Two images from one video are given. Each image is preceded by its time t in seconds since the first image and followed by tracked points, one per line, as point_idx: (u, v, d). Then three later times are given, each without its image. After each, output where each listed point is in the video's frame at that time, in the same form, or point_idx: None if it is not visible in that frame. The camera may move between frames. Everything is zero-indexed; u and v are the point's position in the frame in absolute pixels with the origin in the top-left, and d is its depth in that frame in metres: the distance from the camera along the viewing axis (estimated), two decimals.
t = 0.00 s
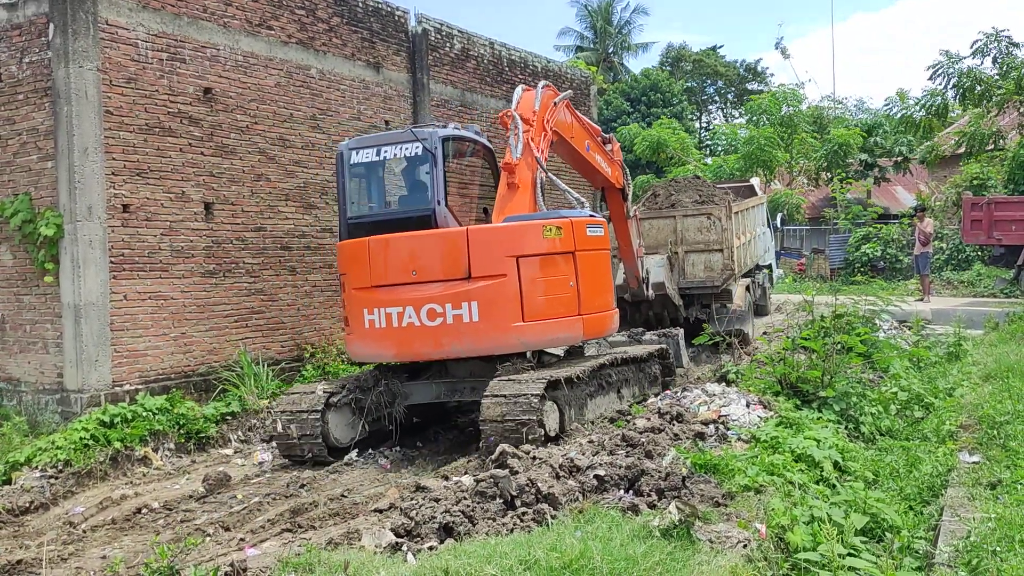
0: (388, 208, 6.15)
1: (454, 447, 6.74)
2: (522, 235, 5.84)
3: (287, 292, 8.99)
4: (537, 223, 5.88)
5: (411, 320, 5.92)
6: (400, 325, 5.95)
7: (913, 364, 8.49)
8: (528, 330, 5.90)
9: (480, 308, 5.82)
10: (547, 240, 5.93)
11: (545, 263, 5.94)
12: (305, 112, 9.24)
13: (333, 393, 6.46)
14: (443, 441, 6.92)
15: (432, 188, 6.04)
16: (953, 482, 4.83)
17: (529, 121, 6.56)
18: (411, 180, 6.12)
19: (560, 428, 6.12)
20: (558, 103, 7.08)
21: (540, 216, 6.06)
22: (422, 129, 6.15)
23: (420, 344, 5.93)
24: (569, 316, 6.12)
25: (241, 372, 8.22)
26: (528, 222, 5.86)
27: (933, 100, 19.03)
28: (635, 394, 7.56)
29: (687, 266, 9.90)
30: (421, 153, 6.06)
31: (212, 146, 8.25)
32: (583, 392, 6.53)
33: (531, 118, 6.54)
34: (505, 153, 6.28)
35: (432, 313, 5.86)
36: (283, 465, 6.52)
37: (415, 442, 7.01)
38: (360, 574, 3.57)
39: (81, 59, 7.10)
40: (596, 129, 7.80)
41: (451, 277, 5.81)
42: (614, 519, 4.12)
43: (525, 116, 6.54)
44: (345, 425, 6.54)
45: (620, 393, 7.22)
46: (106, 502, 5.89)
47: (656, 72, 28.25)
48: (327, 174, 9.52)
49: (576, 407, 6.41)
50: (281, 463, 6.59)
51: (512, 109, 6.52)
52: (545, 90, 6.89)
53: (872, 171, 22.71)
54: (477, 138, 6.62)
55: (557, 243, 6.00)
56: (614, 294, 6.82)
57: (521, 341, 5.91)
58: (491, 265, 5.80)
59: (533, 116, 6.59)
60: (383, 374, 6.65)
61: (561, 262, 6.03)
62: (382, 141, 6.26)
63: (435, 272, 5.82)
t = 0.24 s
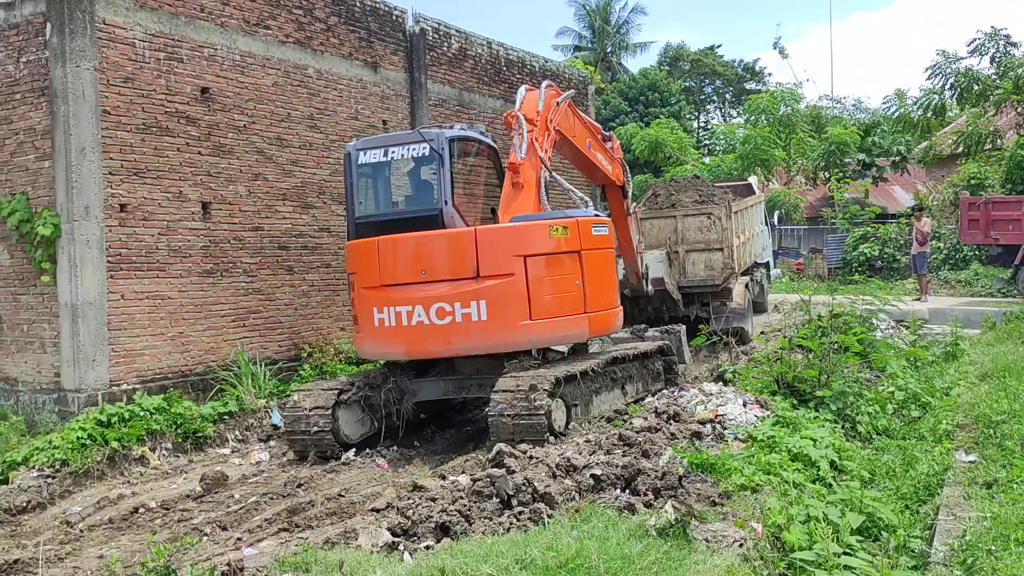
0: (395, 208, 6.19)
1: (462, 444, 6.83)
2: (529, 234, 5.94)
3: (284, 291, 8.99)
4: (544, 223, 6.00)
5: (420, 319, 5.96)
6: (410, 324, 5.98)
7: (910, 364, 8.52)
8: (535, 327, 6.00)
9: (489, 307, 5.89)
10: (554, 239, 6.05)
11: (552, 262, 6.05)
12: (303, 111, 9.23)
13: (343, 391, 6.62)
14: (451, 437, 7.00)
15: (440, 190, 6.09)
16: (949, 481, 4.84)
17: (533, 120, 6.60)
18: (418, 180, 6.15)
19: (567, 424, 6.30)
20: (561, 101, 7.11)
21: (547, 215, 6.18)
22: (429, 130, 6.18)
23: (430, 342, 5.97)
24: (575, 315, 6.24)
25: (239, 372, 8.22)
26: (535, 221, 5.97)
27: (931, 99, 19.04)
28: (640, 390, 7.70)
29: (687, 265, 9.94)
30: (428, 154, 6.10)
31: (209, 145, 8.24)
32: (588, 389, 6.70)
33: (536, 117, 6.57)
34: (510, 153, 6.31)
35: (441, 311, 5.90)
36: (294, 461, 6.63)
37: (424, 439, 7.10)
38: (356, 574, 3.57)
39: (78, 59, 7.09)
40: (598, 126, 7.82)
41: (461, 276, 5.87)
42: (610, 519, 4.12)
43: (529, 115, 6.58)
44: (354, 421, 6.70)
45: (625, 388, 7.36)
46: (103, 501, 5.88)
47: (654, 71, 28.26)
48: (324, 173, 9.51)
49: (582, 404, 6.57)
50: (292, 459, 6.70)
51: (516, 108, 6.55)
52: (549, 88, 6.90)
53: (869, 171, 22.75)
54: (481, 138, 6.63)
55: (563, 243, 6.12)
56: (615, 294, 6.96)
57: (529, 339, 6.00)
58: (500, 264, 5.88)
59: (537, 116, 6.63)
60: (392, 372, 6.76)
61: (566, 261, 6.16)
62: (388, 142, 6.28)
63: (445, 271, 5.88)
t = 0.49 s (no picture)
0: (402, 208, 6.24)
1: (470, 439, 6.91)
2: (536, 235, 6.04)
3: (279, 291, 8.98)
4: (550, 223, 6.09)
5: (429, 317, 6.07)
6: (419, 322, 6.10)
7: (905, 363, 8.55)
8: (542, 325, 6.13)
9: (497, 305, 6.01)
10: (561, 239, 6.15)
11: (558, 261, 6.16)
12: (297, 111, 9.22)
13: (353, 388, 6.64)
14: (458, 433, 7.09)
15: (447, 190, 6.14)
16: (943, 480, 4.86)
17: (536, 121, 6.72)
18: (425, 180, 6.20)
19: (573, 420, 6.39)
20: (563, 102, 7.22)
21: (553, 215, 6.28)
22: (436, 131, 6.23)
23: (439, 340, 6.10)
24: (580, 313, 6.36)
25: (234, 372, 8.21)
26: (541, 222, 6.07)
27: (926, 100, 19.08)
28: (643, 386, 7.79)
29: (685, 265, 9.99)
30: (436, 155, 6.15)
31: (204, 145, 8.22)
32: (593, 385, 6.78)
33: (538, 118, 6.69)
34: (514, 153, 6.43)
35: (450, 310, 6.03)
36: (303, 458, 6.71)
37: (431, 435, 7.18)
38: (350, 573, 3.57)
39: (72, 58, 7.08)
40: (598, 125, 7.92)
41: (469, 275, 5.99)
42: (604, 518, 4.13)
43: (532, 116, 6.70)
44: (363, 418, 6.74)
45: (628, 385, 7.45)
46: (97, 501, 5.87)
47: (650, 71, 28.29)
48: (319, 173, 9.49)
49: (587, 400, 6.66)
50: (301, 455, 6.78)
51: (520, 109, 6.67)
52: (552, 88, 7.01)
53: (864, 171, 22.81)
54: (486, 139, 6.66)
55: (569, 242, 6.22)
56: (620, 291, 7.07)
57: (536, 336, 6.13)
58: (508, 264, 5.99)
59: (540, 116, 6.75)
60: (399, 369, 6.82)
61: (572, 260, 6.26)
62: (395, 143, 6.32)
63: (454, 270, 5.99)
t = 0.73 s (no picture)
0: (397, 207, 6.35)
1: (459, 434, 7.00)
2: (530, 233, 6.11)
3: (260, 290, 8.93)
4: (545, 222, 6.17)
5: (425, 315, 6.12)
6: (415, 319, 6.14)
7: (885, 362, 8.66)
8: (537, 323, 6.18)
9: (492, 303, 6.07)
10: (554, 238, 6.23)
11: (552, 260, 6.24)
12: (279, 109, 9.17)
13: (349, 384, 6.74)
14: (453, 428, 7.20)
15: (441, 188, 6.27)
16: (922, 478, 4.93)
17: (527, 120, 6.77)
18: (420, 179, 6.33)
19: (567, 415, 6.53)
20: (553, 101, 7.27)
21: (546, 215, 6.36)
22: (430, 131, 6.38)
23: (435, 337, 6.13)
24: (574, 310, 6.44)
25: (214, 371, 8.16)
26: (536, 221, 6.15)
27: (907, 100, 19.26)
28: (633, 381, 7.94)
29: (672, 265, 10.14)
30: (430, 154, 6.29)
31: (185, 143, 8.16)
32: (585, 381, 6.93)
33: (529, 118, 6.73)
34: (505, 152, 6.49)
35: (446, 307, 6.08)
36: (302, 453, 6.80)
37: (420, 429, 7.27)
38: (331, 573, 3.57)
39: (51, 55, 7.01)
40: (586, 124, 8.01)
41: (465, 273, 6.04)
42: (586, 517, 4.16)
43: (523, 116, 6.75)
44: (360, 413, 6.84)
45: (619, 379, 7.60)
46: (76, 501, 5.81)
47: (632, 71, 28.38)
48: (301, 171, 9.44)
49: (579, 395, 6.80)
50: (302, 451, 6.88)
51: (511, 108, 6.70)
52: (543, 88, 7.06)
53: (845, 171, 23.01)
54: (477, 138, 6.80)
55: (562, 241, 6.31)
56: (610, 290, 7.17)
57: (531, 334, 6.19)
58: (503, 262, 6.05)
59: (531, 116, 6.80)
60: (395, 364, 6.91)
61: (565, 259, 6.34)
62: (390, 142, 6.44)
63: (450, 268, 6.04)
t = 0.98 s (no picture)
0: (387, 206, 6.37)
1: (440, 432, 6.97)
2: (519, 232, 6.21)
3: (237, 289, 8.86)
4: (534, 221, 6.26)
5: (417, 312, 6.21)
6: (406, 316, 6.24)
7: (862, 360, 8.77)
8: (526, 320, 6.28)
9: (482, 301, 6.16)
10: (544, 236, 6.32)
11: (541, 258, 6.33)
12: (256, 107, 9.10)
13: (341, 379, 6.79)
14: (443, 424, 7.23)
15: (431, 188, 6.29)
16: (897, 476, 5.00)
17: (516, 120, 6.84)
18: (410, 179, 6.35)
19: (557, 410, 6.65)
20: (539, 100, 7.35)
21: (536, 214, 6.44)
22: (420, 131, 6.41)
23: (426, 334, 6.23)
24: (563, 307, 6.54)
25: (191, 370, 8.08)
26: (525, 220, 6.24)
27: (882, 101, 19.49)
28: (619, 376, 8.09)
29: (654, 263, 10.29)
30: (420, 154, 6.31)
31: (160, 141, 8.07)
32: (573, 376, 7.05)
33: (516, 117, 6.80)
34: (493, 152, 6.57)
35: (437, 305, 6.17)
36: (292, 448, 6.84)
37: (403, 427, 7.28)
38: (308, 573, 3.56)
39: (25, 52, 6.92)
40: (571, 122, 8.09)
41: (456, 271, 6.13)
42: (564, 515, 4.17)
43: (511, 116, 6.82)
44: (351, 409, 6.88)
45: (605, 374, 7.73)
46: (50, 503, 5.74)
47: (611, 70, 28.49)
48: (278, 170, 9.37)
49: (568, 390, 6.93)
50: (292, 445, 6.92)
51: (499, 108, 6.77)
52: (530, 87, 7.12)
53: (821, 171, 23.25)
54: (466, 137, 6.84)
55: (551, 240, 6.40)
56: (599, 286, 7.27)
57: (520, 331, 6.29)
58: (492, 260, 6.15)
59: (519, 116, 6.87)
60: (385, 361, 6.93)
61: (554, 257, 6.44)
62: (380, 142, 6.46)
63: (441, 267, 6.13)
